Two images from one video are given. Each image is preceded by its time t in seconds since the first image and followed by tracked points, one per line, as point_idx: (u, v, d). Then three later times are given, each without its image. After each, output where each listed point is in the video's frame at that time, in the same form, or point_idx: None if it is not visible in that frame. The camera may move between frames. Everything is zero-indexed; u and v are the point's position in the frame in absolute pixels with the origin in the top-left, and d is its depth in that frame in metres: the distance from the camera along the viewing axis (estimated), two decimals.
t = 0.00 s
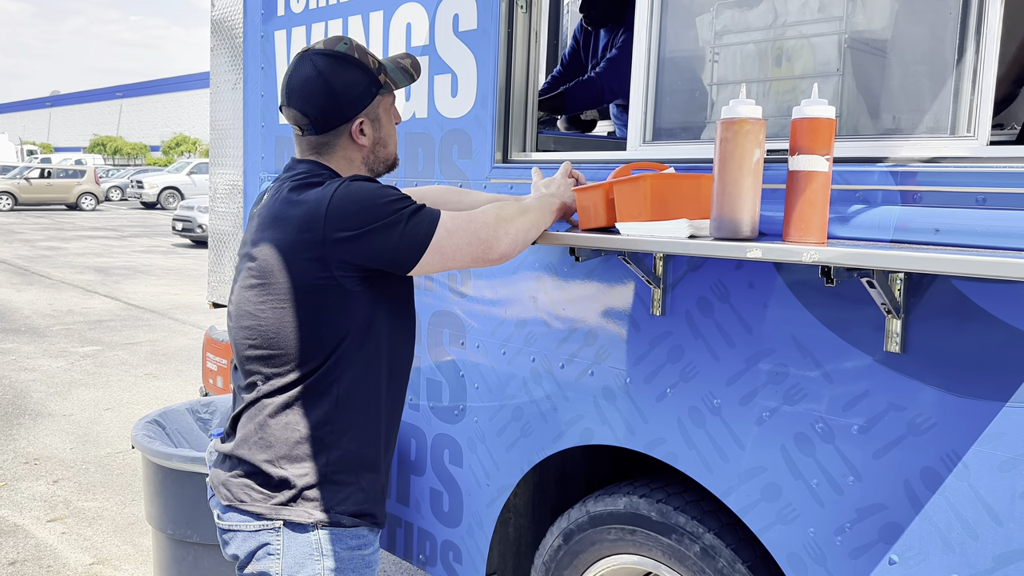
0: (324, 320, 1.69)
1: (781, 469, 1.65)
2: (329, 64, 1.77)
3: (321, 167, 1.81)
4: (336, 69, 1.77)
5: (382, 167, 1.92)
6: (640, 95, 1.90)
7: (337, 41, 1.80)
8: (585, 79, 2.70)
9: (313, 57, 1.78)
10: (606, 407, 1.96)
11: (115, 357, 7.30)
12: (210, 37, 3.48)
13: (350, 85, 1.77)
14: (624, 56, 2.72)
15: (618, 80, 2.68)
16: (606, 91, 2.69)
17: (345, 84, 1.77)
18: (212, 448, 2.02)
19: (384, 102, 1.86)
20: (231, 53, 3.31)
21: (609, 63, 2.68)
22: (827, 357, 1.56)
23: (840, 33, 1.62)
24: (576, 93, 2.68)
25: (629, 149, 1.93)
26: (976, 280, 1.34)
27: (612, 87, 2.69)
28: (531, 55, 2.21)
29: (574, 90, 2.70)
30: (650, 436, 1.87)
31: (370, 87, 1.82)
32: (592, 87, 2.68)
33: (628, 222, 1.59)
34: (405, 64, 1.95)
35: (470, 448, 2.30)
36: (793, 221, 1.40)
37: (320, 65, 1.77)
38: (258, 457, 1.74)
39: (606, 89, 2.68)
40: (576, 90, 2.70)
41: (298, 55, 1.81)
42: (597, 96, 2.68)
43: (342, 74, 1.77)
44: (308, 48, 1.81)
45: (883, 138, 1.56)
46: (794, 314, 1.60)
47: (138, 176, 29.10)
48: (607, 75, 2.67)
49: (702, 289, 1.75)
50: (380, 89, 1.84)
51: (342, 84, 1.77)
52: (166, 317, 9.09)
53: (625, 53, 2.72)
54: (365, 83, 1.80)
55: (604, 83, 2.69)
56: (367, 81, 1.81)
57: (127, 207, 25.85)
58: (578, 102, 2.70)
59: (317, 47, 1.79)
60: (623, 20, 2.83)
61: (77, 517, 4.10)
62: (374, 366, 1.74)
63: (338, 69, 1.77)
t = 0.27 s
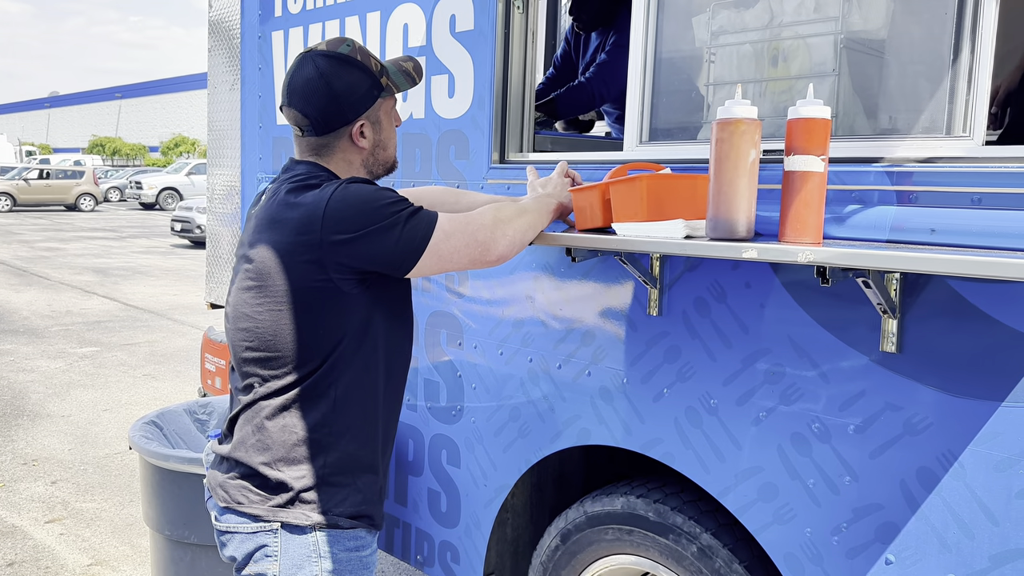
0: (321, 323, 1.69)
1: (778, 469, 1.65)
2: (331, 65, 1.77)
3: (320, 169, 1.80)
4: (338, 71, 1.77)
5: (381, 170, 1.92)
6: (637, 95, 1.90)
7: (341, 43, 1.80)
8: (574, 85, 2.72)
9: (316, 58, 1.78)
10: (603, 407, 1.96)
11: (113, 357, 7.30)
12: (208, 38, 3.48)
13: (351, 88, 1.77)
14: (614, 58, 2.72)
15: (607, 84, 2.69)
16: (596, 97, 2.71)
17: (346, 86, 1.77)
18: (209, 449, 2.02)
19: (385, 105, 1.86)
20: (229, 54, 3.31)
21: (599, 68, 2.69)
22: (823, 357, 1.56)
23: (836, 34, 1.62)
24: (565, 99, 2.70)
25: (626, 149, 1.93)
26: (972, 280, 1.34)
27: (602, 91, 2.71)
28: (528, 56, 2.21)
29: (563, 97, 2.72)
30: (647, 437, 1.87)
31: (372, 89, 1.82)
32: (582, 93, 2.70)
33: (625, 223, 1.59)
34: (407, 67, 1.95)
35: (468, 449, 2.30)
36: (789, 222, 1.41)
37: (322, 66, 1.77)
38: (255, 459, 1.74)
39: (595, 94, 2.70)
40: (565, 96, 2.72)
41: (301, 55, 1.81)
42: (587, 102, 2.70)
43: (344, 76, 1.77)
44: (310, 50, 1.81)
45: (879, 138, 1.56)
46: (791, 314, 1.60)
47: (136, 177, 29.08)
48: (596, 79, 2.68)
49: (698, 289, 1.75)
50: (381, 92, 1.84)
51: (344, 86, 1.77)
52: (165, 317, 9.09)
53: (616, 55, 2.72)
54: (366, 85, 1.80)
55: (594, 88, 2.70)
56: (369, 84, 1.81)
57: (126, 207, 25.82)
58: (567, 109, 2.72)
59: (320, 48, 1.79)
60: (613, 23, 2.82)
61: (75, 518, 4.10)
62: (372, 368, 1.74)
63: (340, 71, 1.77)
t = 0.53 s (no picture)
0: (319, 326, 1.69)
1: (775, 470, 1.65)
2: (333, 68, 1.77)
3: (320, 171, 1.80)
4: (341, 74, 1.77)
5: (380, 173, 1.92)
6: (634, 97, 1.89)
7: (343, 46, 1.80)
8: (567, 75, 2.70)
9: (318, 60, 1.78)
10: (601, 409, 1.96)
11: (113, 359, 7.29)
12: (206, 40, 3.48)
13: (353, 91, 1.77)
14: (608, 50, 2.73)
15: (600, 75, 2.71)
16: (588, 86, 2.71)
17: (348, 89, 1.77)
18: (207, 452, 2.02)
19: (386, 109, 1.87)
20: (228, 56, 3.31)
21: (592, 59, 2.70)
22: (820, 358, 1.56)
23: (833, 35, 1.62)
24: (560, 93, 2.66)
25: (623, 150, 1.93)
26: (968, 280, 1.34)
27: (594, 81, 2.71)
28: (526, 57, 2.22)
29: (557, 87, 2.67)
30: (646, 438, 1.87)
31: (373, 93, 1.82)
32: (575, 84, 2.68)
33: (621, 224, 1.59)
34: (410, 71, 1.95)
35: (466, 450, 2.30)
36: (785, 223, 1.41)
37: (324, 68, 1.77)
38: (253, 462, 1.74)
39: (588, 84, 2.70)
40: (558, 89, 2.67)
41: (303, 57, 1.81)
42: (580, 92, 2.69)
43: (346, 79, 1.77)
44: (312, 51, 1.81)
45: (876, 139, 1.56)
46: (789, 315, 1.60)
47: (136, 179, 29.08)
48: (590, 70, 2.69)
49: (696, 290, 1.75)
50: (383, 95, 1.85)
51: (346, 89, 1.77)
52: (164, 319, 9.09)
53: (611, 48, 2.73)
54: (368, 89, 1.81)
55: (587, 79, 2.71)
56: (370, 88, 1.81)
57: (125, 209, 25.83)
58: (561, 100, 2.68)
59: (323, 50, 1.78)
60: (614, 16, 2.76)
61: (75, 520, 4.10)
62: (370, 371, 1.74)
63: (342, 74, 1.77)
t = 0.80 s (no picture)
0: (317, 329, 1.69)
1: (774, 472, 1.65)
2: (330, 70, 1.77)
3: (318, 173, 1.81)
4: (338, 76, 1.77)
5: (379, 176, 1.92)
6: (632, 99, 1.90)
7: (341, 48, 1.80)
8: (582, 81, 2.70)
9: (315, 63, 1.78)
10: (600, 411, 1.96)
11: (114, 362, 7.30)
12: (206, 43, 3.48)
13: (351, 94, 1.78)
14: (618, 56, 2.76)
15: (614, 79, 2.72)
16: (603, 92, 2.71)
17: (346, 92, 1.77)
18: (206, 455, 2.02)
19: (384, 111, 1.87)
20: (227, 59, 3.31)
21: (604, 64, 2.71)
22: (818, 360, 1.56)
23: (831, 37, 1.62)
24: (577, 94, 2.66)
25: (622, 152, 1.93)
26: (965, 282, 1.34)
27: (609, 87, 2.72)
28: (524, 60, 2.22)
29: (572, 92, 2.67)
30: (644, 440, 1.87)
31: (371, 95, 1.82)
32: (590, 88, 2.68)
33: (619, 226, 1.60)
34: (408, 74, 1.95)
35: (465, 453, 2.30)
36: (782, 225, 1.41)
37: (321, 71, 1.77)
38: (252, 466, 1.74)
39: (604, 89, 2.71)
40: (574, 91, 2.67)
41: (300, 59, 1.81)
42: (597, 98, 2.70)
43: (344, 82, 1.77)
44: (310, 54, 1.81)
45: (873, 141, 1.57)
46: (787, 317, 1.60)
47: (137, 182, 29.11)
48: (604, 75, 2.70)
49: (694, 292, 1.75)
50: (380, 97, 1.85)
51: (344, 91, 1.77)
52: (165, 322, 9.09)
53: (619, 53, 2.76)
54: (366, 91, 1.81)
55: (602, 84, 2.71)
56: (368, 90, 1.81)
57: (126, 212, 25.85)
58: (577, 103, 2.68)
59: (320, 53, 1.79)
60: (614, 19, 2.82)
61: (75, 523, 4.10)
62: (369, 373, 1.74)
63: (339, 76, 1.77)
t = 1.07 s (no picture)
0: (317, 332, 1.69)
1: (774, 475, 1.65)
2: (327, 73, 1.77)
3: (316, 176, 1.81)
4: (335, 78, 1.77)
5: (377, 178, 1.92)
6: (632, 102, 1.90)
7: (337, 51, 1.80)
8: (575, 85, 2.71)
9: (312, 65, 1.78)
10: (600, 414, 1.95)
11: (115, 365, 7.30)
12: (206, 46, 3.49)
13: (347, 96, 1.78)
14: (614, 60, 2.76)
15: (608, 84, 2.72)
16: (596, 96, 2.72)
17: (343, 94, 1.77)
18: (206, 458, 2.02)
19: (381, 113, 1.87)
20: (227, 61, 3.31)
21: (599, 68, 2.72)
22: (818, 362, 1.56)
23: (830, 39, 1.62)
24: (568, 100, 2.68)
25: (621, 154, 1.94)
26: (966, 284, 1.34)
27: (602, 91, 2.73)
28: (524, 62, 2.22)
29: (564, 96, 2.69)
30: (644, 443, 1.87)
31: (368, 97, 1.82)
32: (583, 93, 2.70)
33: (619, 229, 1.60)
34: (405, 76, 1.95)
35: (466, 455, 2.30)
36: (782, 228, 1.41)
37: (318, 73, 1.77)
38: (251, 469, 1.74)
39: (596, 93, 2.71)
40: (567, 96, 2.69)
41: (297, 62, 1.81)
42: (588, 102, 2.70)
43: (341, 84, 1.77)
44: (307, 57, 1.81)
45: (873, 142, 1.57)
46: (787, 319, 1.60)
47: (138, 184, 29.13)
48: (598, 80, 2.70)
49: (694, 295, 1.75)
50: (377, 99, 1.85)
51: (341, 93, 1.77)
52: (166, 324, 9.09)
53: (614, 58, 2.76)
54: (363, 93, 1.81)
55: (595, 89, 2.72)
56: (365, 92, 1.81)
57: (127, 215, 25.87)
58: (569, 108, 2.70)
59: (317, 55, 1.79)
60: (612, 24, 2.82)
61: (76, 526, 4.10)
62: (369, 376, 1.74)
63: (335, 78, 1.77)
